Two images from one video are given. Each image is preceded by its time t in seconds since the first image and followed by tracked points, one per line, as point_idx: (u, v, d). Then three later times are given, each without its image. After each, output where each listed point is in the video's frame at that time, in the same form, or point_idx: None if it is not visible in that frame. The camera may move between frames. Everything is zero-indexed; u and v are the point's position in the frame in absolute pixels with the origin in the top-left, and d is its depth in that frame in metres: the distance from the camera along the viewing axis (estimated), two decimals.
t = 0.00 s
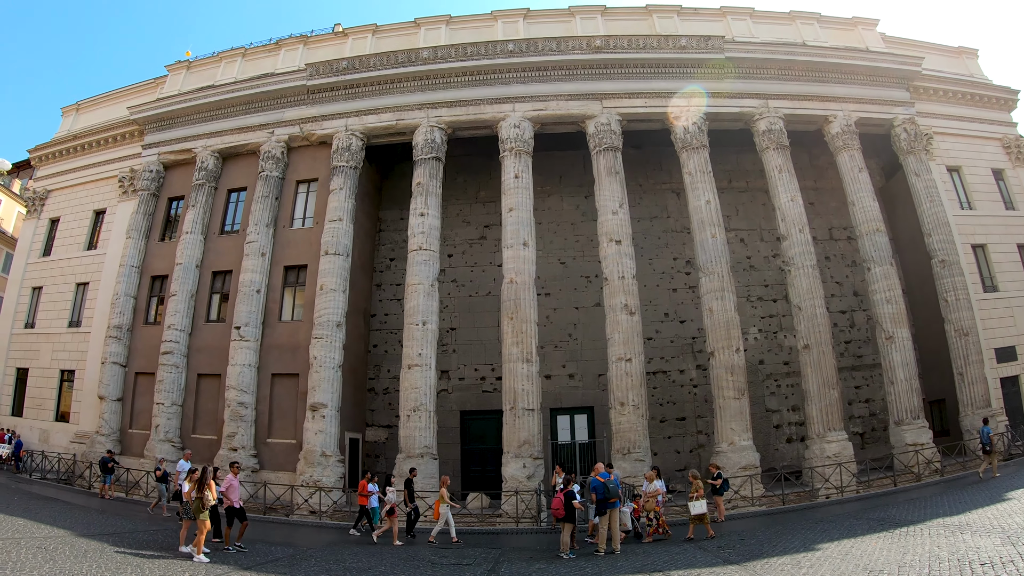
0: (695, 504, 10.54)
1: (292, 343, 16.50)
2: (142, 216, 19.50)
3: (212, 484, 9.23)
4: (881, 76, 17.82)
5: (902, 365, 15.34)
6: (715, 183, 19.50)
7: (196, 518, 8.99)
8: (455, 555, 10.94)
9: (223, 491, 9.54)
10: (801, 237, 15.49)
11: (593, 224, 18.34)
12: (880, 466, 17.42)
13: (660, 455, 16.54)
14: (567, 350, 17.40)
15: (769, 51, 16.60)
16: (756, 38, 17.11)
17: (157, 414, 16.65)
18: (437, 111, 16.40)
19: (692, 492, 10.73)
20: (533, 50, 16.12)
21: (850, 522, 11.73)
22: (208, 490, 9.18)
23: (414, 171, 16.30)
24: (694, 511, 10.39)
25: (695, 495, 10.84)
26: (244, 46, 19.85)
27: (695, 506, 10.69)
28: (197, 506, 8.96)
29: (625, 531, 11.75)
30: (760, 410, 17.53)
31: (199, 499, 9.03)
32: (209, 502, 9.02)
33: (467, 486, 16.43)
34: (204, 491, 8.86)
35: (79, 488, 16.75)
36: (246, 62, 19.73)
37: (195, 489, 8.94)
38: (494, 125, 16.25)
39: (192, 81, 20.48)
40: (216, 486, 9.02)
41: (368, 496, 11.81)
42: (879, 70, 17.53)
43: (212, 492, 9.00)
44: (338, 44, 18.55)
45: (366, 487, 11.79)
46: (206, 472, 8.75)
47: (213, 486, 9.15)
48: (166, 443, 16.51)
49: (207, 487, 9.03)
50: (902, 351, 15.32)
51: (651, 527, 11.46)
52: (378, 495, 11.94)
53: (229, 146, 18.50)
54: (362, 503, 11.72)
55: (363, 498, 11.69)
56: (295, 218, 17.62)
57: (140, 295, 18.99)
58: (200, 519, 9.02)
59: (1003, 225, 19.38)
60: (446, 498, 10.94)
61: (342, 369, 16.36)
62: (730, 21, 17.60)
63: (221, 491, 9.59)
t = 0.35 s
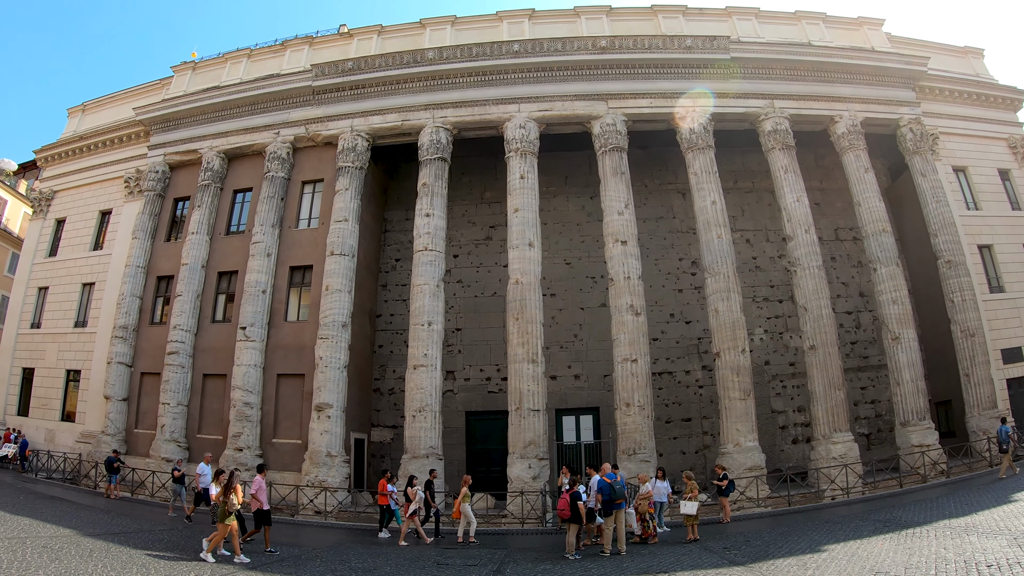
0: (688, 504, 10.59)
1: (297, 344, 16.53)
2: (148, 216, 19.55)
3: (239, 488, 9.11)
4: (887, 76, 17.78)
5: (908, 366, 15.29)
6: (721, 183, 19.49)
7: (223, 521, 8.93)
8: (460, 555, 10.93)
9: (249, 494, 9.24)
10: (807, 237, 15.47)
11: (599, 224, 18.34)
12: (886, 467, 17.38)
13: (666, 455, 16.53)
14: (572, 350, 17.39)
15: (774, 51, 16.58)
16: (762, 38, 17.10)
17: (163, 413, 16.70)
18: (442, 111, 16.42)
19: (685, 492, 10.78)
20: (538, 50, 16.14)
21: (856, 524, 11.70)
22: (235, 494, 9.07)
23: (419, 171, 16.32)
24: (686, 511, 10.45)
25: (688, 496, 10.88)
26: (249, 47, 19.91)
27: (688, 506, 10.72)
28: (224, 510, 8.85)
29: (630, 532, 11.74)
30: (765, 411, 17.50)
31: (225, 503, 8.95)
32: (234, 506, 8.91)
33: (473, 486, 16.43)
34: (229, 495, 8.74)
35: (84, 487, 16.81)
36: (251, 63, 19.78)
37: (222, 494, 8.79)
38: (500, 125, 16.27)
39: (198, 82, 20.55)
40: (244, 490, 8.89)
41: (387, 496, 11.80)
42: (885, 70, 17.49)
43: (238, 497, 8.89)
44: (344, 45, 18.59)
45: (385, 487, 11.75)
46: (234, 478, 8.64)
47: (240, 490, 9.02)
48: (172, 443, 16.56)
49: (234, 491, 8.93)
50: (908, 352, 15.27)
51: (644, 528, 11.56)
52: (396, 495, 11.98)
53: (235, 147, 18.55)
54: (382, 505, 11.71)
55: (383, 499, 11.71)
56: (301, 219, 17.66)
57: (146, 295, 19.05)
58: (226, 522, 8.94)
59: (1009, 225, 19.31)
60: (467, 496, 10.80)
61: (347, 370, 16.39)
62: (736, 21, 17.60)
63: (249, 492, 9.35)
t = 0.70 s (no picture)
0: (678, 508, 10.78)
1: (299, 343, 16.53)
2: (149, 215, 19.55)
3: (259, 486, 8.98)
4: (889, 77, 17.75)
5: (910, 367, 15.29)
6: (722, 183, 19.49)
7: (244, 520, 8.80)
8: (461, 555, 10.92)
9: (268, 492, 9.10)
10: (809, 238, 15.46)
11: (601, 224, 18.33)
12: (887, 468, 17.37)
13: (667, 456, 16.53)
14: (574, 350, 17.39)
15: (777, 51, 16.57)
16: (764, 38, 17.10)
17: (164, 413, 16.71)
18: (444, 111, 16.42)
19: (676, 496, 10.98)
20: (540, 50, 16.13)
21: (857, 524, 11.70)
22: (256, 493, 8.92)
23: (421, 171, 16.33)
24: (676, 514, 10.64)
25: (677, 500, 11.08)
26: (251, 46, 19.92)
27: (677, 510, 10.91)
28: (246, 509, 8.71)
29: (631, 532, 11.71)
30: (767, 411, 17.50)
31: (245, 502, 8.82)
32: (255, 505, 8.76)
33: (474, 486, 16.43)
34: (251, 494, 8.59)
35: (85, 486, 16.83)
36: (253, 62, 19.79)
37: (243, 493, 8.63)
38: (501, 125, 16.27)
39: (199, 81, 20.55)
40: (265, 488, 8.74)
41: (402, 494, 11.60)
42: (887, 70, 17.47)
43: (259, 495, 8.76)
44: (345, 44, 18.59)
45: (402, 486, 11.61)
46: (254, 477, 8.52)
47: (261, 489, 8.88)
48: (172, 442, 16.57)
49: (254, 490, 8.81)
50: (910, 352, 15.26)
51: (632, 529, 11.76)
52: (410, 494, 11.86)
53: (236, 146, 18.55)
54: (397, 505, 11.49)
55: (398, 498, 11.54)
56: (302, 218, 17.67)
57: (147, 294, 19.05)
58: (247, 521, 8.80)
59: (1011, 226, 19.29)
60: (485, 497, 11.50)
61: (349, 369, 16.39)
62: (738, 21, 17.59)
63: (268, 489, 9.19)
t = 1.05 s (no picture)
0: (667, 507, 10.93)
1: (300, 342, 16.54)
2: (151, 214, 19.56)
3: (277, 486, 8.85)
4: (891, 77, 17.73)
5: (911, 367, 15.29)
6: (724, 183, 19.49)
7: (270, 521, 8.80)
8: (462, 554, 10.92)
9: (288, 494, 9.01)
10: (811, 238, 15.45)
11: (602, 224, 18.33)
12: (888, 468, 17.36)
13: (668, 455, 16.53)
14: (575, 349, 17.39)
15: (779, 51, 16.56)
16: (766, 38, 17.09)
17: (165, 411, 16.71)
18: (446, 110, 16.42)
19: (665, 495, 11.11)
20: (542, 49, 16.12)
21: (858, 525, 11.68)
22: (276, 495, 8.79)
23: (423, 170, 16.34)
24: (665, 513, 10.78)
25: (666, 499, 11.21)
26: (253, 45, 19.93)
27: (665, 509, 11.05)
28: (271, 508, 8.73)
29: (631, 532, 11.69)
30: (768, 411, 17.49)
31: (269, 502, 8.81)
32: (278, 506, 8.71)
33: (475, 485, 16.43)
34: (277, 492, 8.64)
35: (86, 484, 16.84)
36: (255, 61, 19.81)
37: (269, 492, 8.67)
38: (503, 124, 16.27)
39: (201, 79, 20.56)
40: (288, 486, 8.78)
41: (417, 494, 11.27)
42: (889, 70, 17.46)
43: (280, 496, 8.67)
44: (347, 43, 18.60)
45: (416, 486, 11.29)
46: (279, 476, 8.47)
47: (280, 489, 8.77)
48: (173, 441, 16.58)
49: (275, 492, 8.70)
50: (911, 353, 15.27)
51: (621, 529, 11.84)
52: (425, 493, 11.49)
53: (238, 144, 18.57)
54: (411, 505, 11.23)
55: (413, 498, 11.24)
56: (304, 217, 17.67)
57: (149, 293, 19.07)
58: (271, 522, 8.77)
59: (1013, 226, 19.27)
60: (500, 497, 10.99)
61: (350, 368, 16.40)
62: (740, 21, 17.58)
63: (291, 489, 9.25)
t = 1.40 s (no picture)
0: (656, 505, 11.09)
1: (304, 341, 16.57)
2: (154, 214, 19.59)
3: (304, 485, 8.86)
4: (895, 75, 17.69)
5: (915, 366, 15.27)
6: (728, 182, 19.48)
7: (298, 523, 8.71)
8: (465, 553, 10.92)
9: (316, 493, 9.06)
10: (814, 236, 15.44)
11: (606, 223, 18.32)
12: (891, 468, 17.34)
13: (671, 454, 16.53)
14: (579, 349, 17.40)
15: (782, 50, 16.54)
16: (769, 36, 17.08)
17: (169, 410, 16.75)
18: (449, 109, 16.43)
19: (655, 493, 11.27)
20: (545, 48, 16.13)
21: (861, 524, 11.66)
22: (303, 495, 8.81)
23: (426, 169, 16.35)
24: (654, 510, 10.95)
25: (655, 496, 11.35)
26: (255, 44, 19.95)
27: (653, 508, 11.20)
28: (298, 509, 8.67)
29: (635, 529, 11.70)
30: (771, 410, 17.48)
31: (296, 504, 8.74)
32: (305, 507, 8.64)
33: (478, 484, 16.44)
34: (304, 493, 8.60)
35: (90, 483, 16.87)
36: (258, 60, 19.82)
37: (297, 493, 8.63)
38: (507, 123, 16.28)
39: (204, 79, 20.59)
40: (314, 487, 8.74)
41: (433, 493, 11.29)
42: (892, 69, 17.42)
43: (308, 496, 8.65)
44: (350, 42, 18.62)
45: (431, 485, 11.29)
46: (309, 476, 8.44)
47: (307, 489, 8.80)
48: (177, 440, 16.61)
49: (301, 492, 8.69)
50: (914, 352, 15.26)
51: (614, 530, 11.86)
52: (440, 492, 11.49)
53: (242, 144, 18.59)
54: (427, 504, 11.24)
55: (429, 497, 11.25)
56: (308, 216, 17.69)
57: (152, 292, 19.11)
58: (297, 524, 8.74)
59: (1017, 225, 19.22)
60: (518, 494, 11.06)
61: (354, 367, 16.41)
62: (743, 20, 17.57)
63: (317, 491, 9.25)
